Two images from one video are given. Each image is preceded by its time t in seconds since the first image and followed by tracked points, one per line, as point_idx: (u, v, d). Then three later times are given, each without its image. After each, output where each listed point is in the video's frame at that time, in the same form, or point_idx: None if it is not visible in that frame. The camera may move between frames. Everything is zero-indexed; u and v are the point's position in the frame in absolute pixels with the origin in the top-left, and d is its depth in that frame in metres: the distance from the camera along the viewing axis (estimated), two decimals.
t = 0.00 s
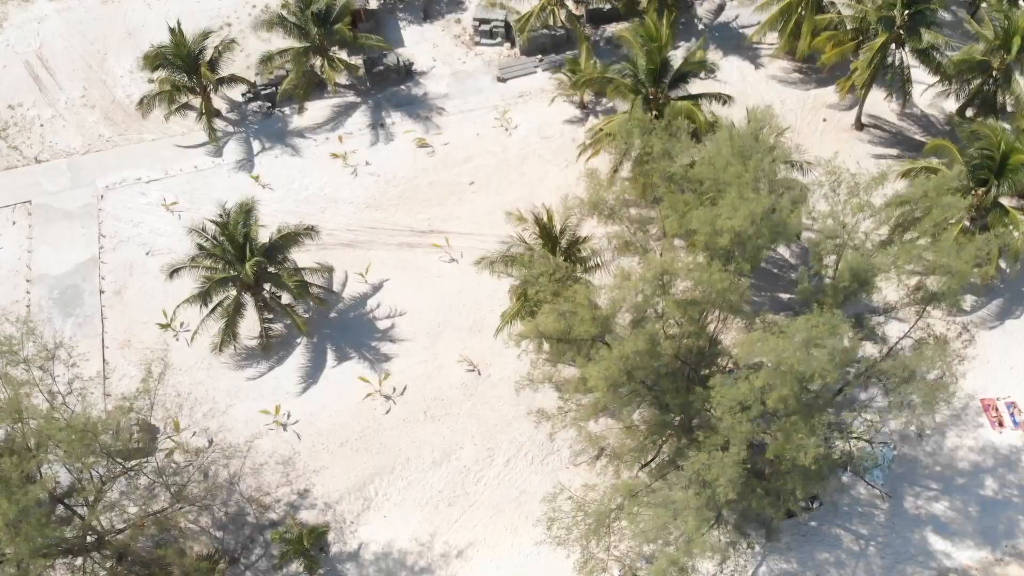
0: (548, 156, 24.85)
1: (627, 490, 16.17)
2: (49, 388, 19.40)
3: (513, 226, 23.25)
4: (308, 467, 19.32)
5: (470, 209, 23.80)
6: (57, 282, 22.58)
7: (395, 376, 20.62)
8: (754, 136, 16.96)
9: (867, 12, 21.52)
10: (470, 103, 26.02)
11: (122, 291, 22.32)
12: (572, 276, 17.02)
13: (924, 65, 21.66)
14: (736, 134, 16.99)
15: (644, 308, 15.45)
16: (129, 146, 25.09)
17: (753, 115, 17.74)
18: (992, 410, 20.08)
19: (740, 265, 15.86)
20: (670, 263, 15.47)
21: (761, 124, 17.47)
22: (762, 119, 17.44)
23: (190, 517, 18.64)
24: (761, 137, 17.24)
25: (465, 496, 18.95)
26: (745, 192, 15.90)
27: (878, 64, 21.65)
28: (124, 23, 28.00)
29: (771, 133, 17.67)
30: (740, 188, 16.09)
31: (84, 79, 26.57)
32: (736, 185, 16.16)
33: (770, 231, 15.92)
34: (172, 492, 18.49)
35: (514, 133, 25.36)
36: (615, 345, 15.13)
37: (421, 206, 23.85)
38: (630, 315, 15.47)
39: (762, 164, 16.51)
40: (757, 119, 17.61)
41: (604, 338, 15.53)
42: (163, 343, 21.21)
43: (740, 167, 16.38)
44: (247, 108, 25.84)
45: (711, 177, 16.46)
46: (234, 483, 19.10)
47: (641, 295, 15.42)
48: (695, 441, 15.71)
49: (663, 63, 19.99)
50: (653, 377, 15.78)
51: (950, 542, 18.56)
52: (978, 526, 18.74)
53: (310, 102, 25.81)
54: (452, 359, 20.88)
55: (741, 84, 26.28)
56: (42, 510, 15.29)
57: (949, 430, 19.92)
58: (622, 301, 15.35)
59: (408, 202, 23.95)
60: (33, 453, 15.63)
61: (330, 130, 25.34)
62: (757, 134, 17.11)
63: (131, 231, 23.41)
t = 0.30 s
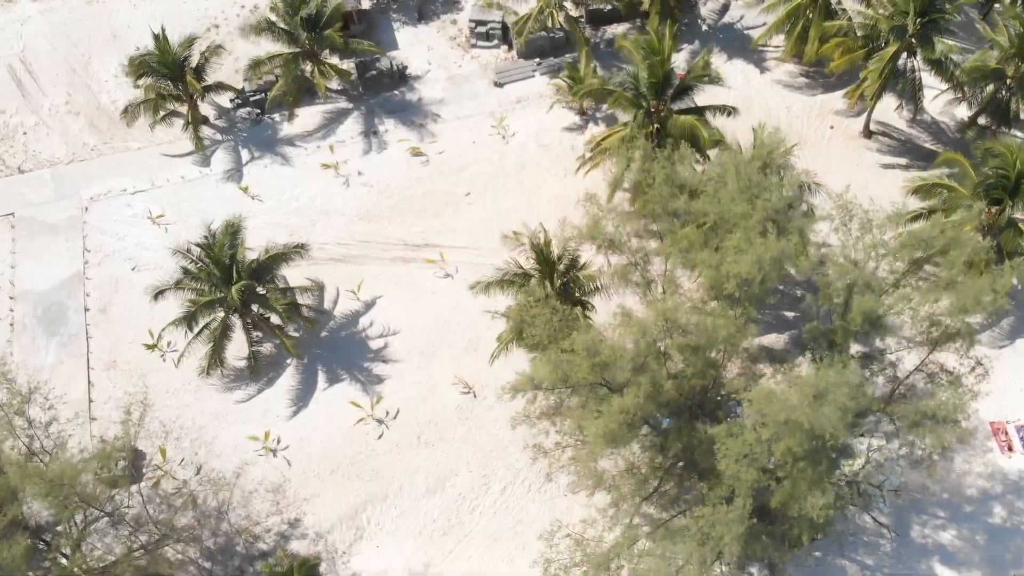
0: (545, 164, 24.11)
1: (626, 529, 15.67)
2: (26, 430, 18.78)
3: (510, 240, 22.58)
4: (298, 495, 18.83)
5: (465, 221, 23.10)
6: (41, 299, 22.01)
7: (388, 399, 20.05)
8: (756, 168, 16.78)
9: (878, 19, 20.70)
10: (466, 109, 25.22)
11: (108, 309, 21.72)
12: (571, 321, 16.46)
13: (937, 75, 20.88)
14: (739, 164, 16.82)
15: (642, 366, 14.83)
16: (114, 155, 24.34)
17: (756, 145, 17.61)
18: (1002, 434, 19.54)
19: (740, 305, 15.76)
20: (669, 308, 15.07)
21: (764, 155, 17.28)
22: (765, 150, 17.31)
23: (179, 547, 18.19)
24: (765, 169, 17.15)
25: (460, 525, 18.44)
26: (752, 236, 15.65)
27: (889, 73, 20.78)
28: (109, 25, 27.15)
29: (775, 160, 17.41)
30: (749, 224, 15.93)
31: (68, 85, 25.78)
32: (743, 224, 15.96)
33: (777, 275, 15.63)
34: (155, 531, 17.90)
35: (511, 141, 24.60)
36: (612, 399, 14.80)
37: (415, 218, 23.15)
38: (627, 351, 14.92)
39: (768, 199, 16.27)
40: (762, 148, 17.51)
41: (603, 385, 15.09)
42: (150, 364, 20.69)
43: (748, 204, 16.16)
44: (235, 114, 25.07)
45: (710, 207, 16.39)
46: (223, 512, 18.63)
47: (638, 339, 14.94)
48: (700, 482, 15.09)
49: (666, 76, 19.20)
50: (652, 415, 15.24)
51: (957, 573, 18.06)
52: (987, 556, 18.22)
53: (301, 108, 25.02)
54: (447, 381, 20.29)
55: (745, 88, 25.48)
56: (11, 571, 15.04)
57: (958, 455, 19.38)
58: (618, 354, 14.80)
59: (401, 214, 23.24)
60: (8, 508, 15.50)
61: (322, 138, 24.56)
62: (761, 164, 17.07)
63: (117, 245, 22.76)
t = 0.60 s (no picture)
0: (544, 175, 23.44)
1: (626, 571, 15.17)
2: (6, 469, 18.30)
3: (506, 256, 21.95)
4: (289, 525, 18.35)
5: (461, 236, 22.46)
6: (25, 319, 21.48)
7: (381, 424, 19.52)
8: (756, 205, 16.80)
9: (889, 29, 19.91)
10: (462, 116, 24.48)
11: (93, 328, 21.17)
12: (570, 373, 15.85)
13: (949, 88, 20.11)
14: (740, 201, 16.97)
15: (645, 418, 14.47)
16: (99, 166, 23.63)
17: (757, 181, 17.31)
18: (1012, 460, 19.03)
19: (745, 352, 15.83)
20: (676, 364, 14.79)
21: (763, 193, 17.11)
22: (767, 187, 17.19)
23: None
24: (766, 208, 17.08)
25: (455, 557, 17.95)
26: (759, 285, 15.66)
27: (899, 88, 19.99)
28: (93, 27, 26.34)
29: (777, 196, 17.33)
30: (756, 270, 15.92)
31: (51, 91, 25.03)
32: (749, 270, 15.95)
33: (786, 325, 15.66)
34: (144, 569, 17.61)
35: (508, 151, 23.88)
36: (612, 460, 14.71)
37: (409, 233, 22.50)
38: (625, 394, 14.51)
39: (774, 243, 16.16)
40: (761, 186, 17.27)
41: (606, 434, 15.00)
42: (137, 387, 20.19)
43: (754, 251, 16.07)
44: (224, 122, 24.32)
45: (713, 250, 16.47)
46: (212, 544, 18.16)
47: (641, 396, 14.41)
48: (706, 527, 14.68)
49: (668, 93, 18.46)
50: (654, 455, 14.71)
51: None
52: None
53: (292, 117, 24.30)
54: (442, 405, 19.73)
55: (750, 94, 24.73)
56: None
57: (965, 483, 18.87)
58: (617, 413, 14.49)
59: (395, 228, 22.58)
60: None
61: (313, 148, 23.84)
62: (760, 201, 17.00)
63: (102, 261, 22.14)
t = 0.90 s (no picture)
0: (542, 189, 22.77)
1: None
2: None
3: (503, 274, 21.36)
4: (280, 558, 17.95)
5: (456, 253, 21.83)
6: (10, 340, 21.03)
7: (374, 452, 19.02)
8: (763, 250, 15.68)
9: (900, 43, 19.16)
10: (457, 126, 23.77)
11: (79, 351, 20.70)
12: (568, 429, 14.90)
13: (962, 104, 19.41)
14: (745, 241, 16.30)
15: (647, 478, 13.33)
16: (83, 179, 22.99)
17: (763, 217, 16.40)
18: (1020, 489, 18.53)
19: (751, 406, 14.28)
20: (679, 429, 13.66)
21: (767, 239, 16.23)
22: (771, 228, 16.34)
23: None
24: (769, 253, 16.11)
25: None
26: (766, 342, 14.05)
27: (909, 105, 19.21)
28: (78, 32, 25.59)
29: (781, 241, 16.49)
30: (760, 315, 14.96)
31: (35, 100, 24.36)
32: (757, 324, 14.40)
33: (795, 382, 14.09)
34: None
35: (505, 163, 23.20)
36: (614, 529, 13.78)
37: (402, 249, 21.87)
38: (621, 449, 13.75)
39: (785, 294, 14.72)
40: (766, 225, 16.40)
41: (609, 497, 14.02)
42: (124, 412, 19.74)
43: (760, 302, 14.58)
44: (212, 133, 23.59)
45: (715, 294, 15.18)
46: None
47: (642, 460, 13.18)
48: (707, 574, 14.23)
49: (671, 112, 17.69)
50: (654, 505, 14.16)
51: None
52: None
53: (281, 126, 23.47)
54: (436, 432, 19.20)
55: (754, 103, 24.00)
56: None
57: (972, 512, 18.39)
58: (621, 481, 13.50)
59: (388, 245, 21.94)
60: None
61: (303, 159, 23.10)
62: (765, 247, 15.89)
63: (87, 280, 21.58)
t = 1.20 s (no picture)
0: (540, 204, 22.15)
1: None
2: None
3: (499, 295, 20.79)
4: None
5: (451, 272, 21.24)
6: None
7: (368, 482, 18.59)
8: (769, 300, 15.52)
9: (911, 59, 18.49)
10: (453, 138, 23.10)
11: (65, 376, 20.25)
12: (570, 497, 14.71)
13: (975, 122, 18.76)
14: (754, 279, 15.89)
15: (647, 542, 12.96)
16: (68, 194, 22.39)
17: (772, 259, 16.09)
18: None
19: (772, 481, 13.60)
20: (684, 498, 13.18)
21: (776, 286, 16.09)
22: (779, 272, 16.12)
23: None
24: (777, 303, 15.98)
25: None
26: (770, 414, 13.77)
27: (919, 124, 18.54)
28: (62, 39, 24.84)
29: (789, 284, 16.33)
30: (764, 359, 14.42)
31: (17, 111, 23.69)
32: (762, 393, 14.11)
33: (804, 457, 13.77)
34: None
35: (502, 177, 22.57)
36: None
37: (396, 268, 21.27)
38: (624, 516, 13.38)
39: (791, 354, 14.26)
40: (774, 269, 16.13)
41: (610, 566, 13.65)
42: (111, 439, 19.32)
43: (771, 363, 14.26)
44: (199, 145, 22.90)
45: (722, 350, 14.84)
46: None
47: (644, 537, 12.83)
48: None
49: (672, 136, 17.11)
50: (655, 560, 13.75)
51: None
52: None
53: (271, 138, 22.76)
54: (431, 462, 18.71)
55: (759, 113, 23.27)
56: None
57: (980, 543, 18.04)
58: (622, 558, 13.33)
59: (381, 263, 21.33)
60: None
61: (294, 173, 22.44)
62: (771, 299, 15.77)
63: (73, 301, 21.07)
